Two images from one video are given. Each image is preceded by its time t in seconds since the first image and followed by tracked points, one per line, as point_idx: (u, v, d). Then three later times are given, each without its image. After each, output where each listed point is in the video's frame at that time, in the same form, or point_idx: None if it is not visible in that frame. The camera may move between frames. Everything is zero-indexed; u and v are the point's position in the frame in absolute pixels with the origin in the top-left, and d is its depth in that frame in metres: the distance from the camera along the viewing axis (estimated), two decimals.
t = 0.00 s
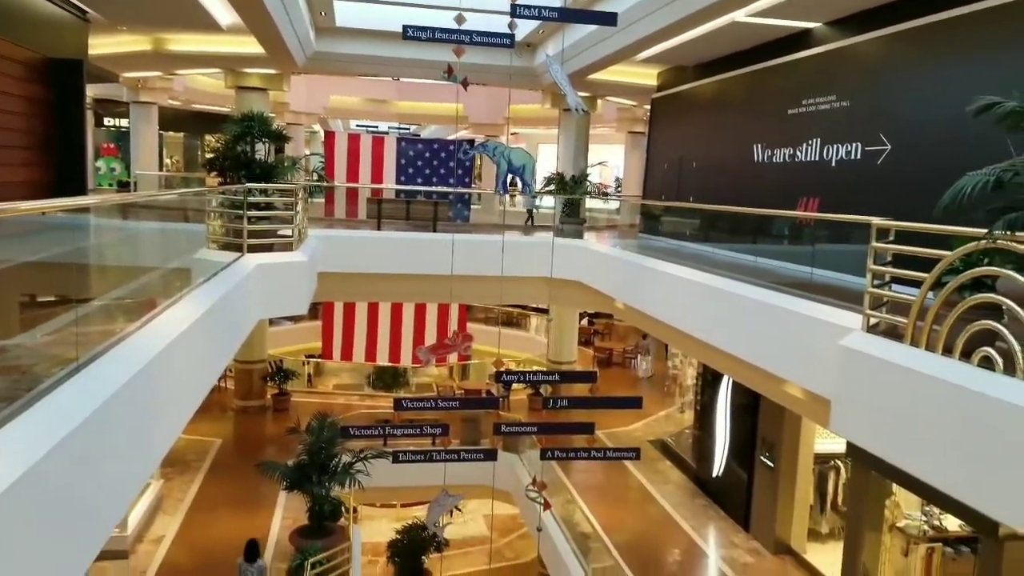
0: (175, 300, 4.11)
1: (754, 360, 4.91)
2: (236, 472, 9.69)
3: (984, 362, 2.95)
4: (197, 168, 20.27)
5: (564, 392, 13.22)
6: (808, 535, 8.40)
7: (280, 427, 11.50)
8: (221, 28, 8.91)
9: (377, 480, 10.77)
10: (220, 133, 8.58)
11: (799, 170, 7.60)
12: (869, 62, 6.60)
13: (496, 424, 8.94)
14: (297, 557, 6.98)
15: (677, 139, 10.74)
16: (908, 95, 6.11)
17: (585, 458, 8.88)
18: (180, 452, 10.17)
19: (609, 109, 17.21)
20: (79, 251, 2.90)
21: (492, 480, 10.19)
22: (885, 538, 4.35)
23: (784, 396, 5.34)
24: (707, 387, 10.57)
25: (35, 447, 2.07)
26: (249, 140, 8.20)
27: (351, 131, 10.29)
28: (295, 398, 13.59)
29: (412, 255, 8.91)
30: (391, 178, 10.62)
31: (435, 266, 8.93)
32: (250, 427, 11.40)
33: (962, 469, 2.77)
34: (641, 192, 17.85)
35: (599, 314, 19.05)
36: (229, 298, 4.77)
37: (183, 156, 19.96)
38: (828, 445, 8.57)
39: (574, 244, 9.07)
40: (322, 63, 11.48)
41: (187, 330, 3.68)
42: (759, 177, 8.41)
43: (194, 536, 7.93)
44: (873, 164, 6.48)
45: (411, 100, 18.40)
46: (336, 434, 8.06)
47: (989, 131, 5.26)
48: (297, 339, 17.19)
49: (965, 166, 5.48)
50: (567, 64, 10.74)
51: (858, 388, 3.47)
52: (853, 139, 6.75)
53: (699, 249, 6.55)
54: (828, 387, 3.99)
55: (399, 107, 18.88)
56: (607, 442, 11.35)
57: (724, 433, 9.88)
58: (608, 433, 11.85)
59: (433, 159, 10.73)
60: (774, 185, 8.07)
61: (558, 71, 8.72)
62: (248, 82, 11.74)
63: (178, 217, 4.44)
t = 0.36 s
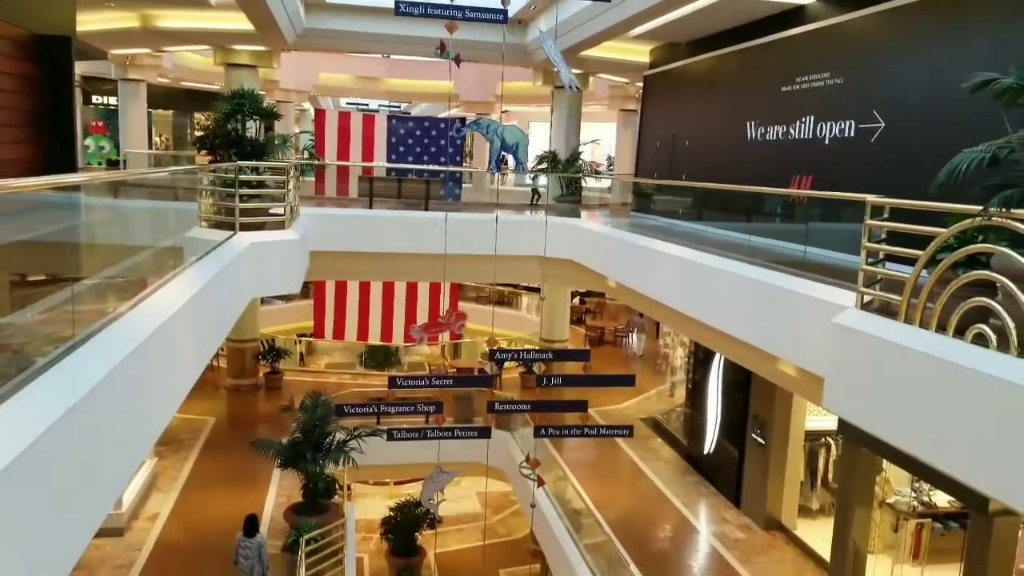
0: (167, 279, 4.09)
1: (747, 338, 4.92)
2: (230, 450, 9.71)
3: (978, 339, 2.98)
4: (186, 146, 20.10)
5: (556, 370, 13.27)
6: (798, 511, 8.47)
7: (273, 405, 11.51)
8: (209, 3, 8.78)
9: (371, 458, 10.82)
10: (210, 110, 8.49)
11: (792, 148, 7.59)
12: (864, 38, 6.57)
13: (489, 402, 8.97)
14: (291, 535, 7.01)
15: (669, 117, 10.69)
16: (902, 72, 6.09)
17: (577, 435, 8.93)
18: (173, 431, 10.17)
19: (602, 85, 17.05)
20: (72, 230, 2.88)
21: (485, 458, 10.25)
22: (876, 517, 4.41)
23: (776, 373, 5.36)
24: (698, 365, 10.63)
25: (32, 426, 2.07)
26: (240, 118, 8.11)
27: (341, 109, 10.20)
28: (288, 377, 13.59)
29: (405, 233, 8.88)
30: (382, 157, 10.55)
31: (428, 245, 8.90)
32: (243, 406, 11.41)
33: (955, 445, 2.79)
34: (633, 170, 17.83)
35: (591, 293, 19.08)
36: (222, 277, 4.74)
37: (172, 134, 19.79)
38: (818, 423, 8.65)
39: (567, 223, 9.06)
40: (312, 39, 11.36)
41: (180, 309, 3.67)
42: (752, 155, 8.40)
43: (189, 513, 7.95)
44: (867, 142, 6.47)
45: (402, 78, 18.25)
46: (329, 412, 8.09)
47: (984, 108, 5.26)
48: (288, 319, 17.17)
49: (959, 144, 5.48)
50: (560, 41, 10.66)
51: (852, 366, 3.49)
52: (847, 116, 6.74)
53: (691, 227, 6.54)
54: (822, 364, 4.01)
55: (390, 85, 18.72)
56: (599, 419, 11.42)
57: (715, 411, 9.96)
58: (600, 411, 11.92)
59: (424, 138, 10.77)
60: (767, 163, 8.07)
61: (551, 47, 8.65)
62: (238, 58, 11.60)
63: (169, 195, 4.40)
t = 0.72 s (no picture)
0: (164, 262, 4.08)
1: (746, 320, 4.93)
2: (228, 431, 9.74)
3: (978, 321, 2.99)
4: (182, 129, 19.98)
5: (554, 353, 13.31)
6: (795, 493, 8.53)
7: (271, 387, 11.54)
8: None
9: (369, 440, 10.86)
10: (206, 92, 8.43)
11: (791, 130, 7.57)
12: (865, 19, 6.52)
13: (487, 384, 8.97)
14: (291, 515, 7.08)
15: (668, 98, 10.65)
16: (903, 54, 6.06)
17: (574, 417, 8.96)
18: (172, 412, 10.20)
19: (597, 67, 17.03)
20: (69, 212, 2.87)
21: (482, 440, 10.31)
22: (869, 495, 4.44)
23: (775, 355, 5.38)
24: (695, 348, 10.67)
25: (34, 406, 2.08)
26: (236, 99, 8.06)
27: (338, 90, 10.12)
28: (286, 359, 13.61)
29: (403, 216, 8.86)
30: (379, 139, 10.49)
31: (426, 228, 8.88)
32: (241, 388, 11.42)
33: (956, 428, 2.80)
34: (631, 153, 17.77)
35: (588, 276, 19.08)
36: (221, 259, 4.73)
37: (167, 116, 19.66)
38: (815, 405, 8.71)
39: (565, 206, 9.04)
40: (308, 20, 11.25)
41: (179, 291, 3.66)
42: (751, 137, 8.37)
43: (188, 494, 7.99)
44: (867, 124, 6.46)
45: (399, 59, 18.12)
46: (328, 394, 8.14)
47: (985, 90, 5.25)
48: (285, 302, 17.17)
49: (959, 126, 5.47)
50: (559, 22, 10.58)
51: (852, 347, 3.50)
52: (846, 98, 6.73)
53: (689, 210, 6.53)
54: (821, 347, 4.02)
55: (386, 66, 18.58)
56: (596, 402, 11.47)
57: (712, 393, 10.01)
58: (597, 393, 11.97)
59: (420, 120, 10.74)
60: (765, 145, 8.05)
61: (551, 27, 8.58)
62: (234, 40, 11.50)
63: (166, 177, 4.38)
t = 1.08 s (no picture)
0: (165, 244, 4.06)
1: (746, 303, 4.94)
2: (229, 412, 9.78)
3: (981, 305, 2.99)
4: (180, 110, 19.87)
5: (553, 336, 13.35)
6: (793, 476, 8.59)
7: (271, 369, 11.57)
8: None
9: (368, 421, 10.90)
10: (205, 73, 8.38)
11: (793, 112, 7.55)
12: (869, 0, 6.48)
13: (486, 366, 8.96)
14: (291, 495, 7.12)
15: (669, 80, 10.60)
16: (907, 36, 6.03)
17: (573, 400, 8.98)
18: (172, 393, 10.22)
19: (598, 48, 16.93)
20: (69, 193, 2.85)
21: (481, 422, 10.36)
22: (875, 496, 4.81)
23: (774, 338, 5.40)
24: (694, 332, 10.71)
25: (39, 388, 2.08)
26: (236, 80, 8.01)
27: (336, 72, 10.06)
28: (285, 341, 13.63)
29: (402, 197, 8.84)
30: (377, 121, 10.44)
31: (426, 210, 8.85)
32: (241, 369, 11.46)
33: (958, 411, 2.80)
34: (630, 136, 17.73)
35: (586, 259, 19.07)
36: (222, 241, 4.73)
37: (165, 97, 19.54)
38: (814, 388, 8.76)
39: (564, 188, 9.05)
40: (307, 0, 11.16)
41: (180, 272, 3.65)
42: (752, 119, 8.35)
43: (189, 474, 8.02)
44: (870, 106, 6.44)
45: (397, 40, 17.99)
46: (328, 375, 8.16)
47: (989, 73, 5.23)
48: (284, 284, 17.17)
49: (962, 109, 5.46)
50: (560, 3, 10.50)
51: (853, 330, 3.51)
52: (849, 81, 6.70)
53: (689, 193, 6.53)
54: (822, 330, 4.03)
55: (385, 47, 18.44)
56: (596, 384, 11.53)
57: (710, 376, 10.05)
58: (596, 376, 12.03)
59: (419, 101, 10.69)
60: (767, 128, 8.03)
61: (552, 8, 8.51)
62: (232, 20, 11.41)
63: (165, 158, 4.36)
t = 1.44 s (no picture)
0: (183, 224, 4.08)
1: (764, 286, 4.91)
2: (245, 391, 9.87)
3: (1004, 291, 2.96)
4: (197, 91, 19.91)
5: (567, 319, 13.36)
6: (808, 461, 8.57)
7: (286, 348, 11.65)
8: None
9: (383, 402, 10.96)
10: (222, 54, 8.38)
11: (813, 94, 7.46)
12: None
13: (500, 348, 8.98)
14: (306, 474, 7.20)
15: (686, 61, 10.50)
16: (930, 16, 5.93)
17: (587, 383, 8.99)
18: (189, 371, 10.33)
19: (613, 29, 16.50)
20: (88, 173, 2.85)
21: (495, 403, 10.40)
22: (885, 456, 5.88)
23: (792, 322, 5.37)
24: (709, 316, 10.68)
25: (62, 366, 2.10)
26: (253, 62, 8.02)
27: (352, 52, 10.02)
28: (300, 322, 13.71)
29: (417, 179, 8.84)
30: (392, 103, 10.42)
31: (441, 192, 8.84)
32: (256, 349, 11.55)
33: (981, 397, 2.78)
34: (646, 118, 17.61)
35: (600, 242, 19.03)
36: (240, 221, 4.75)
37: (182, 79, 19.57)
38: (830, 373, 8.72)
39: (579, 170, 9.02)
40: None
41: (200, 253, 3.67)
42: (771, 101, 8.25)
43: (206, 452, 8.12)
44: (892, 88, 6.35)
45: (412, 21, 17.92)
46: (343, 355, 8.21)
47: (1015, 55, 5.14)
48: (299, 265, 17.24)
49: (987, 91, 5.37)
50: None
51: (874, 314, 3.48)
52: (871, 62, 6.61)
53: (706, 175, 6.48)
54: (842, 314, 4.00)
55: (400, 28, 18.35)
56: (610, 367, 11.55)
57: (725, 359, 10.03)
58: (610, 359, 12.04)
59: (434, 83, 10.64)
60: (786, 110, 7.95)
61: None
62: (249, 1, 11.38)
63: (183, 139, 4.37)
